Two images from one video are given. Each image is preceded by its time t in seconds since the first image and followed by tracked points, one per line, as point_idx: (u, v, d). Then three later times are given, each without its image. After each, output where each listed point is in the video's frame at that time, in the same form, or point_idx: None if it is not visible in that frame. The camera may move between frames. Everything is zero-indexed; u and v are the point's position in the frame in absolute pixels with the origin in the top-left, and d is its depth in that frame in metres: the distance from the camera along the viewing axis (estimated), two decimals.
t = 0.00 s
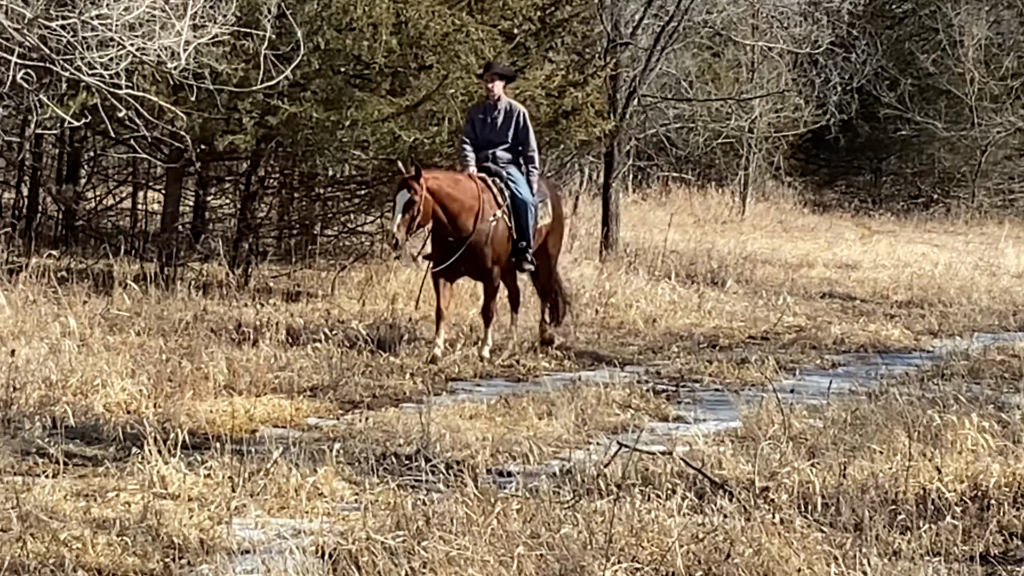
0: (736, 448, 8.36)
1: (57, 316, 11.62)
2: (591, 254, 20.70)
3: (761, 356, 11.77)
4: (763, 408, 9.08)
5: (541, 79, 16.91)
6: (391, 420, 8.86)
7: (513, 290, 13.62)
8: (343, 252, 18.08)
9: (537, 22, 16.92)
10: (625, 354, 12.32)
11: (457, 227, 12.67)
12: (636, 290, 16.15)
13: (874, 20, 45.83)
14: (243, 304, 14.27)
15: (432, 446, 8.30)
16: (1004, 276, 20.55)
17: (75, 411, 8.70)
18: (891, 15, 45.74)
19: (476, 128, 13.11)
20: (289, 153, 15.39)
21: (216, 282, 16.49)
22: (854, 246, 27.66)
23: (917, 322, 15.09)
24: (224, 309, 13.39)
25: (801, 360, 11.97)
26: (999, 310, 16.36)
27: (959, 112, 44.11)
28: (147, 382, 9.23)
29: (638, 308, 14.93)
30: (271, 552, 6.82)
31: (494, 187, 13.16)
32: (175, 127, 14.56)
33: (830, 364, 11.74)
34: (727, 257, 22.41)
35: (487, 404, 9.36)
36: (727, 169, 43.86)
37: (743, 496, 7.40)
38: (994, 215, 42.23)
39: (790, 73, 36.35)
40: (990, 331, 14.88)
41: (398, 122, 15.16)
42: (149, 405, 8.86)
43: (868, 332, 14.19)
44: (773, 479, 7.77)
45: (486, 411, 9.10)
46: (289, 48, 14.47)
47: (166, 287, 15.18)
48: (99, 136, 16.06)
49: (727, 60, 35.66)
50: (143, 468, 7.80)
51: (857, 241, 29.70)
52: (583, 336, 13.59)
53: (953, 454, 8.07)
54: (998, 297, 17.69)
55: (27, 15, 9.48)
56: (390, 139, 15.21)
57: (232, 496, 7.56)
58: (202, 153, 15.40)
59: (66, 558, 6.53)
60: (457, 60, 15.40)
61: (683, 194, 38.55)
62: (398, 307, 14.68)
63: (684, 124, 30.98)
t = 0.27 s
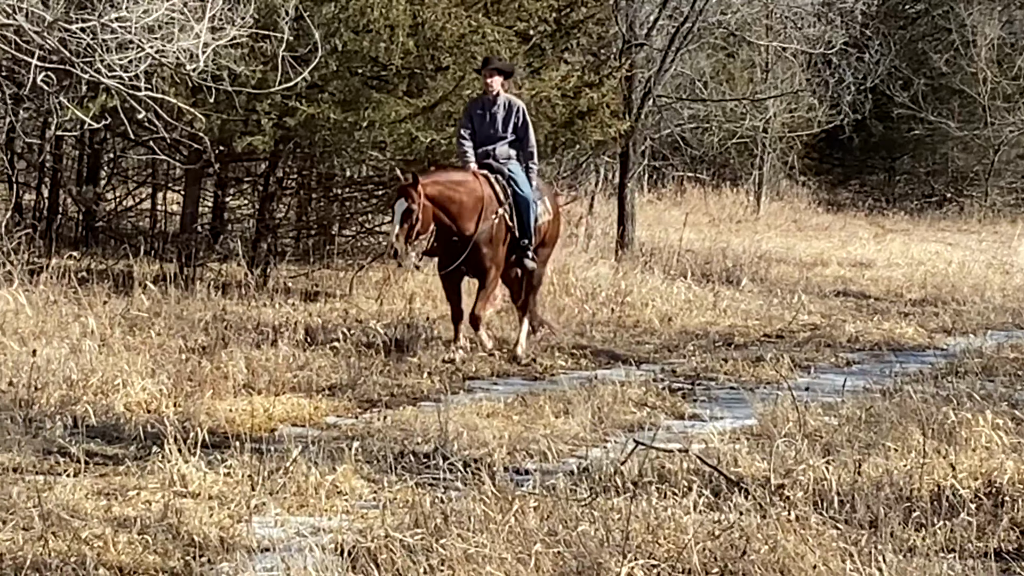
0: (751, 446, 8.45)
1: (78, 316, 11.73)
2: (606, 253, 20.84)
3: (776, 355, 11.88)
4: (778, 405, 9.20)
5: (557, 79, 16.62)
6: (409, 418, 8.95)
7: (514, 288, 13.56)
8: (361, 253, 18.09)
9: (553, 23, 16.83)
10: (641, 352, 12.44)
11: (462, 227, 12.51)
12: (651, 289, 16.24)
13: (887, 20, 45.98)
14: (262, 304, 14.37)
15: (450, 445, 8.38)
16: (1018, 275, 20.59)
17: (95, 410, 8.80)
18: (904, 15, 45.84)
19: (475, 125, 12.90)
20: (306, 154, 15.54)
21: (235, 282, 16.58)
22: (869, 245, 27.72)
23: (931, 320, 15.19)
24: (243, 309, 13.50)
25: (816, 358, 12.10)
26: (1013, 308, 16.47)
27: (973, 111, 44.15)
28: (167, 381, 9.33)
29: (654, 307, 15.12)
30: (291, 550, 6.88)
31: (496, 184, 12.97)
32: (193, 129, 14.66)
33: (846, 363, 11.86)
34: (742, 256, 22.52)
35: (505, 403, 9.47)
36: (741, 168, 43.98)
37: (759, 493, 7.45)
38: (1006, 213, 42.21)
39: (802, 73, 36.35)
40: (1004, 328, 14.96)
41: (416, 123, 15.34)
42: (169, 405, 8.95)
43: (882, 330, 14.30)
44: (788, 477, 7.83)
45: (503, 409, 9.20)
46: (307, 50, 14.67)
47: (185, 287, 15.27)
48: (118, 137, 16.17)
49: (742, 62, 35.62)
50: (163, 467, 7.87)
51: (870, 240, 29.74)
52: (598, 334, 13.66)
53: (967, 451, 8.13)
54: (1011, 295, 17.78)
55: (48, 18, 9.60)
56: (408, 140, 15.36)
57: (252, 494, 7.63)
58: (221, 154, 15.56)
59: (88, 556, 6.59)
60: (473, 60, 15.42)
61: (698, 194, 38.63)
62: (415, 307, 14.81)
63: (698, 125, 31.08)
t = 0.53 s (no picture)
0: (766, 444, 8.53)
1: (98, 317, 11.85)
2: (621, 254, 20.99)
3: (790, 354, 12.01)
4: (793, 404, 9.32)
5: (570, 82, 16.74)
6: (427, 418, 9.05)
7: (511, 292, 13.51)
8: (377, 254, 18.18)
9: (568, 27, 17.14)
10: (656, 351, 12.58)
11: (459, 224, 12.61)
12: (666, 289, 16.36)
13: (899, 22, 46.29)
14: (280, 305, 14.47)
15: (467, 444, 8.47)
16: None
17: (116, 411, 8.90)
18: (916, 18, 46.13)
19: (475, 129, 12.93)
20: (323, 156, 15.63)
21: (254, 283, 16.67)
22: (882, 245, 27.83)
23: (944, 319, 15.31)
24: (261, 310, 13.61)
25: (829, 357, 12.25)
26: None
27: (985, 112, 43.94)
28: (186, 382, 9.43)
29: (669, 307, 15.28)
30: (309, 549, 6.93)
31: (494, 189, 13.03)
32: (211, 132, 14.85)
33: (859, 362, 12.00)
34: (756, 257, 22.66)
35: (520, 403, 9.59)
36: (755, 169, 44.09)
37: (773, 492, 7.51)
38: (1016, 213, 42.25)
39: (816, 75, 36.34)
40: (1016, 327, 15.06)
41: (433, 125, 15.49)
42: (189, 405, 9.05)
43: (895, 329, 14.44)
44: (802, 475, 7.90)
45: (519, 409, 9.31)
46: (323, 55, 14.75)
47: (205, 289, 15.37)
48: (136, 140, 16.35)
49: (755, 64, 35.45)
50: (183, 467, 7.95)
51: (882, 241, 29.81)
52: (614, 334, 13.76)
53: (981, 450, 8.19)
54: None
55: (68, 23, 9.91)
56: (425, 142, 15.56)
57: (271, 493, 7.70)
58: (238, 157, 15.68)
59: (108, 556, 6.65)
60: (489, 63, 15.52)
61: (712, 195, 38.72)
62: (432, 308, 14.94)
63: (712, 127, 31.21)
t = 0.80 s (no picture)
0: (781, 445, 8.58)
1: (114, 321, 11.92)
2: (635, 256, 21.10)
3: (804, 354, 12.12)
4: (808, 404, 9.39)
5: (585, 85, 16.67)
6: (442, 420, 9.12)
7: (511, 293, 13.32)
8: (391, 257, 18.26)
9: (581, 31, 17.17)
10: (671, 353, 12.69)
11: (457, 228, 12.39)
12: (680, 291, 16.45)
13: (912, 23, 46.22)
14: (295, 308, 14.54)
15: (483, 446, 8.53)
16: None
17: (134, 413, 8.98)
18: (928, 18, 46.08)
19: (474, 126, 12.64)
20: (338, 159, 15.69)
21: (270, 286, 16.73)
22: (895, 246, 27.88)
23: (957, 319, 15.38)
24: (277, 313, 13.67)
25: (844, 358, 12.32)
26: None
27: (997, 113, 43.87)
28: (203, 385, 9.50)
29: (684, 309, 15.38)
30: (326, 551, 6.96)
31: (493, 188, 12.77)
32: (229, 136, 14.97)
33: (873, 362, 12.08)
34: (770, 258, 22.77)
35: (536, 405, 9.65)
36: (768, 170, 44.18)
37: (788, 492, 7.53)
38: None
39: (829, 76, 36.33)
40: None
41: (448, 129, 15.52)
42: (206, 408, 9.11)
43: (908, 330, 14.51)
44: (817, 475, 7.92)
45: (536, 411, 9.38)
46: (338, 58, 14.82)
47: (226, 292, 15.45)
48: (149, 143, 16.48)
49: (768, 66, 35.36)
50: (201, 470, 8.00)
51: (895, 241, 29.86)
52: (629, 335, 13.82)
53: (996, 449, 8.21)
54: None
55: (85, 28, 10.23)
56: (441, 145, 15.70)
57: (288, 496, 7.73)
58: (255, 161, 15.79)
59: (126, 559, 6.68)
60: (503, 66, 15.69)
61: (726, 195, 38.79)
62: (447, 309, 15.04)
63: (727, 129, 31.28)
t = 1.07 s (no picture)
0: (794, 446, 8.67)
1: (133, 326, 12.05)
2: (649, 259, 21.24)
3: (817, 356, 12.27)
4: (820, 405, 9.51)
5: (598, 89, 16.58)
6: (458, 423, 9.23)
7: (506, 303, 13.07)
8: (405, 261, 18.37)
9: (594, 35, 17.13)
10: (684, 356, 12.80)
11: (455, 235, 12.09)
12: (694, 294, 16.56)
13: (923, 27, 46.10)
14: (312, 311, 14.64)
15: (498, 448, 8.62)
16: None
17: (152, 417, 9.08)
18: (939, 22, 45.86)
19: (472, 136, 12.68)
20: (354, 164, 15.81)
21: (287, 291, 16.83)
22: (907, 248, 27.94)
23: (969, 321, 15.48)
24: (295, 318, 13.78)
25: (856, 359, 12.43)
26: None
27: (1008, 116, 44.47)
28: (221, 390, 9.61)
29: (697, 312, 15.47)
30: (344, 552, 7.01)
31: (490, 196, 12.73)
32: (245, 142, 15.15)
33: (886, 363, 12.19)
34: (783, 260, 22.89)
35: (551, 407, 9.77)
36: (780, 174, 44.28)
37: (802, 493, 7.59)
38: None
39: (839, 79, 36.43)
40: None
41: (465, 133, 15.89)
42: (223, 412, 9.22)
43: (920, 331, 14.60)
44: (830, 476, 7.98)
45: (551, 413, 9.50)
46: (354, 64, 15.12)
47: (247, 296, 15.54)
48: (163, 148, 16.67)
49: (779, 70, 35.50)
50: (219, 473, 8.07)
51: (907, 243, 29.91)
52: (643, 338, 13.90)
53: (1008, 450, 8.27)
54: None
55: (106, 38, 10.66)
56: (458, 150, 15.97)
57: (305, 498, 7.79)
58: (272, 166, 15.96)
59: (146, 561, 6.73)
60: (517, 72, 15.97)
61: (738, 199, 38.90)
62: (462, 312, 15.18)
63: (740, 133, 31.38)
